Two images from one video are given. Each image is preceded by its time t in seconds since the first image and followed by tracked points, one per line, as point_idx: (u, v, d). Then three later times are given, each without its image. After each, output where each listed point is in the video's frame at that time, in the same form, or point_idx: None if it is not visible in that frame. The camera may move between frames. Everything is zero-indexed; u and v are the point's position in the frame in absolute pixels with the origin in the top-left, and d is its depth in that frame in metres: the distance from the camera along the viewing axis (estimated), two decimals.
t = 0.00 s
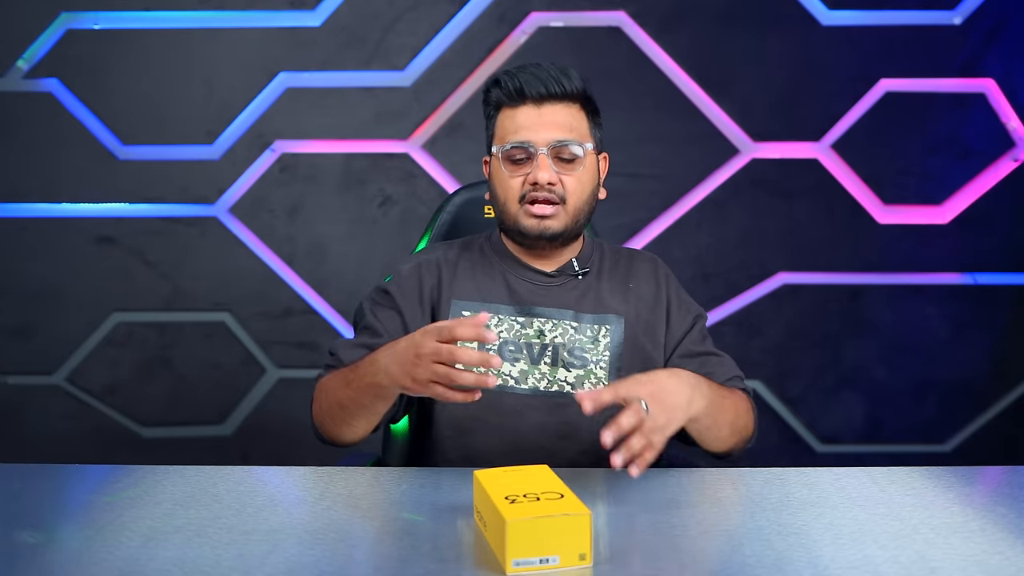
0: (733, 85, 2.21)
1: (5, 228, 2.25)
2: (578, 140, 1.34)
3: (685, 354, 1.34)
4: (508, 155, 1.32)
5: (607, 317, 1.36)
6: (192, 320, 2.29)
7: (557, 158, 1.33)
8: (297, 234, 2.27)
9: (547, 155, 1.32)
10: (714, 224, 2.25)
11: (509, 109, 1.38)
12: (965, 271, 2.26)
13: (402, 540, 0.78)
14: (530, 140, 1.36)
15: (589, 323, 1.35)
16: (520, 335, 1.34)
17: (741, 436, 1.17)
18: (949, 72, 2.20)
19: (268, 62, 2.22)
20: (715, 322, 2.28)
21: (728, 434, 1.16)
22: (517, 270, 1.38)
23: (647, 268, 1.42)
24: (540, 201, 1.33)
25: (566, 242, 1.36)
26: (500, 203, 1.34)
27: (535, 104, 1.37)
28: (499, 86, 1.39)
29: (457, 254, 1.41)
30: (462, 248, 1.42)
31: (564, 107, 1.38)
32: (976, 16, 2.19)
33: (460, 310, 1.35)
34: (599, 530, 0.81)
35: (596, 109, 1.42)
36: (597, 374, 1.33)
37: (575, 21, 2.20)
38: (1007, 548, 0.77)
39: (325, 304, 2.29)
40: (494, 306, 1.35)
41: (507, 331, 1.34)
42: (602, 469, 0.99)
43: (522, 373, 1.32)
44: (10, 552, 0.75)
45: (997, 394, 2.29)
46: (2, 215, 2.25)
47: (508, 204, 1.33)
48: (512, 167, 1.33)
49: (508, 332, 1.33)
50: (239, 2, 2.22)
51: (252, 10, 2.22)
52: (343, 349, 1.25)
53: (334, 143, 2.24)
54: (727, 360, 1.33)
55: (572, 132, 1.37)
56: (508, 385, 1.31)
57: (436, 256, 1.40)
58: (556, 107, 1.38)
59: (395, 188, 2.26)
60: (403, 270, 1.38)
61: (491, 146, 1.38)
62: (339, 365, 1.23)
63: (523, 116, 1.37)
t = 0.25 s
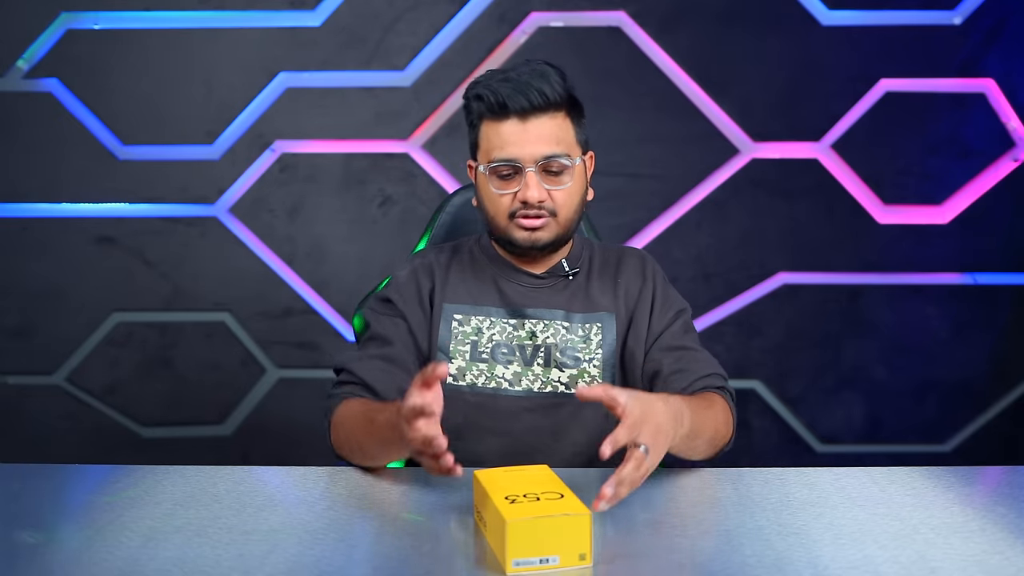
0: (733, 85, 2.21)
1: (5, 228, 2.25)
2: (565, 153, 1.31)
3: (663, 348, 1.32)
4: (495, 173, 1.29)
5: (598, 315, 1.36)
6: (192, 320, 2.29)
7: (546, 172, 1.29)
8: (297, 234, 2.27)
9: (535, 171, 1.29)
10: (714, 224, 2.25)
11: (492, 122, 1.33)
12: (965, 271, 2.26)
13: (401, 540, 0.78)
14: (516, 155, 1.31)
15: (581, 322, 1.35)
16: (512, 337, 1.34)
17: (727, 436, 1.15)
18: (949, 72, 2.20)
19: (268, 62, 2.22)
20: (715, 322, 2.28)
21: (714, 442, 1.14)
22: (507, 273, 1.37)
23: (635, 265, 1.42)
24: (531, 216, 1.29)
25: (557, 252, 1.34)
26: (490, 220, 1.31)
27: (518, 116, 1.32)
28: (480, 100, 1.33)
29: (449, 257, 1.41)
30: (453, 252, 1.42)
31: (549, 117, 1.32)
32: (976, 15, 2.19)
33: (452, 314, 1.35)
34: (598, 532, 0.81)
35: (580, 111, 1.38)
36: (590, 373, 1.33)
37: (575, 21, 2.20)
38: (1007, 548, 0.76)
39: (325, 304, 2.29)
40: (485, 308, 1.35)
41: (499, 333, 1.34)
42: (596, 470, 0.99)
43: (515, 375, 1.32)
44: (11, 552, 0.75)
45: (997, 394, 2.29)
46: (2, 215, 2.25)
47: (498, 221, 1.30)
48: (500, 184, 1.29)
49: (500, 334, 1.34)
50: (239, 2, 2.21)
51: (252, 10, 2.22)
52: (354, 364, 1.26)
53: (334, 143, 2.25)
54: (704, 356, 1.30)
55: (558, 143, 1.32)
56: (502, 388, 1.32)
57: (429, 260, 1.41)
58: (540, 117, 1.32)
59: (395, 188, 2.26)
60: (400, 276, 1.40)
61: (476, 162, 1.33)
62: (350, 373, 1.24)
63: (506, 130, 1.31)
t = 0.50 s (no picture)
0: (733, 85, 2.21)
1: (5, 228, 2.25)
2: (548, 163, 1.28)
3: (656, 361, 1.30)
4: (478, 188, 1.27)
5: (590, 321, 1.35)
6: (192, 319, 2.29)
7: (529, 184, 1.27)
8: (297, 234, 2.27)
9: (519, 184, 1.27)
10: (714, 224, 2.25)
11: (472, 134, 1.30)
12: (965, 271, 2.26)
13: (401, 540, 0.78)
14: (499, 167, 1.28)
15: (574, 329, 1.35)
16: (503, 344, 1.34)
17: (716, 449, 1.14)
18: (949, 72, 2.20)
19: (268, 62, 2.22)
20: (715, 322, 2.28)
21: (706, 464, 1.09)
22: (500, 279, 1.36)
23: (630, 267, 1.41)
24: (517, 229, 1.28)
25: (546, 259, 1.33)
26: (476, 233, 1.30)
27: (498, 126, 1.28)
28: (457, 112, 1.30)
29: (439, 261, 1.41)
30: (443, 256, 1.41)
31: (530, 125, 1.29)
32: (976, 15, 2.19)
33: (442, 320, 1.36)
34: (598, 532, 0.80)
35: (563, 112, 1.34)
36: (583, 380, 1.34)
37: (575, 21, 2.20)
38: (1007, 548, 0.76)
39: (325, 304, 2.29)
40: (476, 315, 1.36)
41: (490, 340, 1.35)
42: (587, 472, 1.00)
43: (507, 384, 1.33)
44: (11, 552, 0.75)
45: (997, 394, 2.29)
46: (2, 215, 2.25)
47: (483, 235, 1.29)
48: (483, 199, 1.28)
49: (492, 341, 1.34)
50: (239, 2, 2.21)
51: (252, 10, 2.22)
52: (346, 370, 1.28)
53: (334, 143, 2.25)
54: (696, 372, 1.29)
55: (541, 152, 1.29)
56: (494, 396, 1.33)
57: (420, 262, 1.41)
58: (521, 125, 1.28)
59: (395, 188, 2.26)
60: (391, 277, 1.39)
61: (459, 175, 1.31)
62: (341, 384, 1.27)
63: (487, 142, 1.28)
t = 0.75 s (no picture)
0: (733, 85, 2.21)
1: (5, 228, 2.25)
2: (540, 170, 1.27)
3: (665, 369, 1.31)
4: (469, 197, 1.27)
5: (589, 327, 1.35)
6: (192, 320, 2.29)
7: (521, 193, 1.27)
8: (297, 234, 2.27)
9: (510, 192, 1.26)
10: (714, 224, 2.25)
11: (461, 142, 1.28)
12: (965, 271, 2.26)
13: (401, 540, 0.78)
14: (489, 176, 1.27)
15: (571, 335, 1.35)
16: (500, 351, 1.34)
17: (727, 451, 1.14)
18: (949, 72, 2.20)
19: (267, 62, 2.22)
20: (715, 322, 2.28)
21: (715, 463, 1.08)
22: (496, 285, 1.36)
23: (630, 269, 1.40)
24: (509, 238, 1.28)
25: (540, 268, 1.33)
26: (468, 242, 1.30)
27: (487, 134, 1.27)
28: (446, 120, 1.29)
29: (433, 263, 1.41)
30: (437, 258, 1.41)
31: (522, 133, 1.28)
32: (976, 16, 2.19)
33: (438, 325, 1.36)
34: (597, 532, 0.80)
35: (555, 116, 1.32)
36: (580, 388, 1.33)
37: (575, 21, 2.19)
38: (1007, 548, 0.76)
39: (325, 304, 2.29)
40: (472, 321, 1.36)
41: (487, 346, 1.35)
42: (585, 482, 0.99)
43: (503, 391, 1.33)
44: (11, 552, 0.75)
45: (997, 394, 2.29)
46: (2, 215, 2.25)
47: (476, 244, 1.29)
48: (475, 209, 1.27)
49: (488, 347, 1.34)
50: (238, 2, 2.21)
51: (252, 10, 2.22)
52: (339, 375, 1.30)
53: (334, 143, 2.25)
54: (708, 376, 1.30)
55: (533, 158, 1.28)
56: (490, 403, 1.33)
57: (415, 265, 1.41)
58: (512, 133, 1.27)
59: (395, 188, 2.26)
60: (385, 279, 1.40)
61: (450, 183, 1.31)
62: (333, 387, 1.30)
63: (477, 150, 1.27)
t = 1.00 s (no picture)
0: (733, 85, 2.21)
1: (5, 228, 2.25)
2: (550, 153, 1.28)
3: (670, 371, 1.31)
4: (476, 172, 1.27)
5: (593, 328, 1.35)
6: (192, 319, 2.29)
7: (527, 174, 1.27)
8: (297, 234, 2.27)
9: (517, 172, 1.26)
10: (714, 224, 2.25)
11: (475, 117, 1.30)
12: (966, 271, 2.26)
13: (401, 540, 0.78)
14: (499, 153, 1.27)
15: (575, 337, 1.34)
16: (503, 352, 1.34)
17: (734, 453, 1.14)
18: (949, 72, 2.20)
19: (268, 63, 2.22)
20: (715, 322, 2.28)
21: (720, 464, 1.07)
22: (496, 284, 1.36)
23: (635, 270, 1.41)
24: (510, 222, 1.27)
25: (539, 260, 1.31)
26: (469, 222, 1.29)
27: (503, 112, 1.29)
28: (463, 95, 1.31)
29: (436, 264, 1.41)
30: (440, 259, 1.41)
31: (536, 116, 1.30)
32: (976, 16, 2.19)
33: (440, 326, 1.35)
34: (597, 531, 0.81)
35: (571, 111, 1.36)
36: (584, 391, 1.32)
37: (574, 21, 2.20)
38: (1007, 548, 0.76)
39: (325, 304, 2.29)
40: (475, 322, 1.35)
41: (490, 348, 1.34)
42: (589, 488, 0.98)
43: (506, 393, 1.32)
44: (11, 552, 0.75)
45: (996, 394, 2.29)
46: (2, 215, 2.25)
47: (476, 224, 1.28)
48: (480, 185, 1.26)
49: (491, 349, 1.34)
50: (239, 2, 2.21)
51: (252, 10, 2.22)
52: (338, 376, 1.30)
53: (334, 143, 2.25)
54: (714, 377, 1.31)
55: (545, 141, 1.29)
56: (493, 406, 1.32)
57: (416, 265, 1.41)
58: (526, 115, 1.29)
59: (395, 188, 2.26)
60: (387, 278, 1.40)
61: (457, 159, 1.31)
62: (331, 388, 1.30)
63: (490, 126, 1.28)
